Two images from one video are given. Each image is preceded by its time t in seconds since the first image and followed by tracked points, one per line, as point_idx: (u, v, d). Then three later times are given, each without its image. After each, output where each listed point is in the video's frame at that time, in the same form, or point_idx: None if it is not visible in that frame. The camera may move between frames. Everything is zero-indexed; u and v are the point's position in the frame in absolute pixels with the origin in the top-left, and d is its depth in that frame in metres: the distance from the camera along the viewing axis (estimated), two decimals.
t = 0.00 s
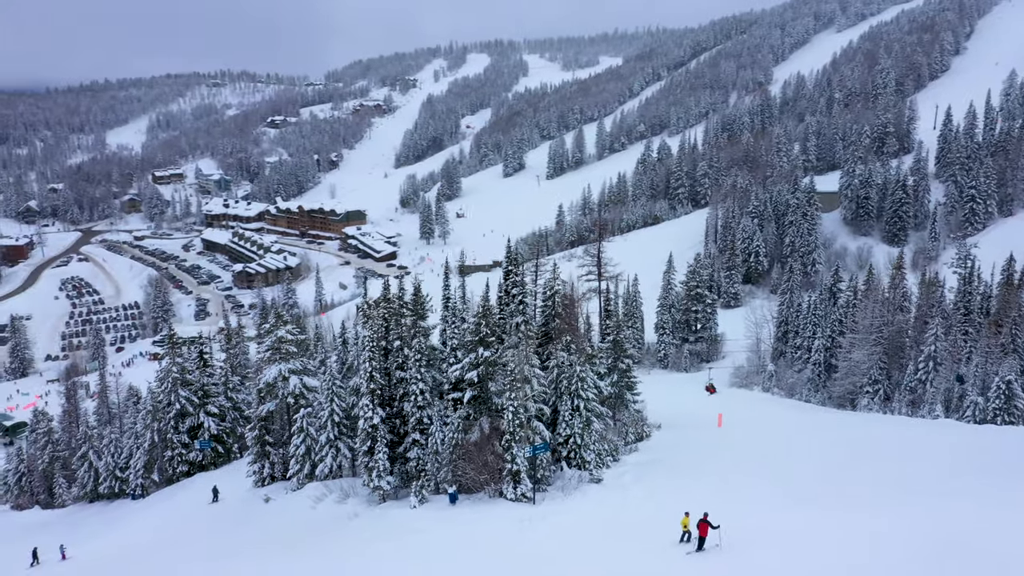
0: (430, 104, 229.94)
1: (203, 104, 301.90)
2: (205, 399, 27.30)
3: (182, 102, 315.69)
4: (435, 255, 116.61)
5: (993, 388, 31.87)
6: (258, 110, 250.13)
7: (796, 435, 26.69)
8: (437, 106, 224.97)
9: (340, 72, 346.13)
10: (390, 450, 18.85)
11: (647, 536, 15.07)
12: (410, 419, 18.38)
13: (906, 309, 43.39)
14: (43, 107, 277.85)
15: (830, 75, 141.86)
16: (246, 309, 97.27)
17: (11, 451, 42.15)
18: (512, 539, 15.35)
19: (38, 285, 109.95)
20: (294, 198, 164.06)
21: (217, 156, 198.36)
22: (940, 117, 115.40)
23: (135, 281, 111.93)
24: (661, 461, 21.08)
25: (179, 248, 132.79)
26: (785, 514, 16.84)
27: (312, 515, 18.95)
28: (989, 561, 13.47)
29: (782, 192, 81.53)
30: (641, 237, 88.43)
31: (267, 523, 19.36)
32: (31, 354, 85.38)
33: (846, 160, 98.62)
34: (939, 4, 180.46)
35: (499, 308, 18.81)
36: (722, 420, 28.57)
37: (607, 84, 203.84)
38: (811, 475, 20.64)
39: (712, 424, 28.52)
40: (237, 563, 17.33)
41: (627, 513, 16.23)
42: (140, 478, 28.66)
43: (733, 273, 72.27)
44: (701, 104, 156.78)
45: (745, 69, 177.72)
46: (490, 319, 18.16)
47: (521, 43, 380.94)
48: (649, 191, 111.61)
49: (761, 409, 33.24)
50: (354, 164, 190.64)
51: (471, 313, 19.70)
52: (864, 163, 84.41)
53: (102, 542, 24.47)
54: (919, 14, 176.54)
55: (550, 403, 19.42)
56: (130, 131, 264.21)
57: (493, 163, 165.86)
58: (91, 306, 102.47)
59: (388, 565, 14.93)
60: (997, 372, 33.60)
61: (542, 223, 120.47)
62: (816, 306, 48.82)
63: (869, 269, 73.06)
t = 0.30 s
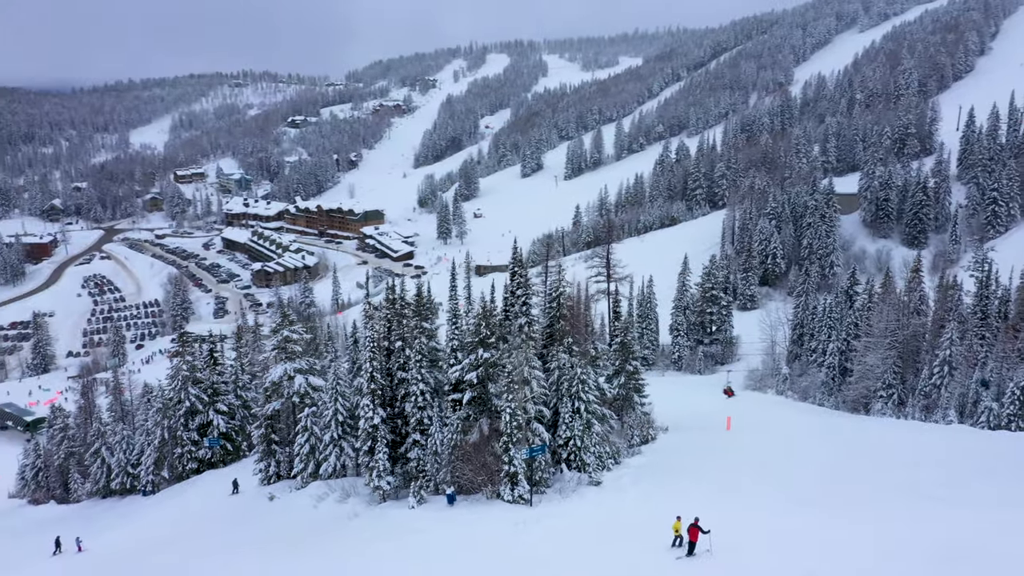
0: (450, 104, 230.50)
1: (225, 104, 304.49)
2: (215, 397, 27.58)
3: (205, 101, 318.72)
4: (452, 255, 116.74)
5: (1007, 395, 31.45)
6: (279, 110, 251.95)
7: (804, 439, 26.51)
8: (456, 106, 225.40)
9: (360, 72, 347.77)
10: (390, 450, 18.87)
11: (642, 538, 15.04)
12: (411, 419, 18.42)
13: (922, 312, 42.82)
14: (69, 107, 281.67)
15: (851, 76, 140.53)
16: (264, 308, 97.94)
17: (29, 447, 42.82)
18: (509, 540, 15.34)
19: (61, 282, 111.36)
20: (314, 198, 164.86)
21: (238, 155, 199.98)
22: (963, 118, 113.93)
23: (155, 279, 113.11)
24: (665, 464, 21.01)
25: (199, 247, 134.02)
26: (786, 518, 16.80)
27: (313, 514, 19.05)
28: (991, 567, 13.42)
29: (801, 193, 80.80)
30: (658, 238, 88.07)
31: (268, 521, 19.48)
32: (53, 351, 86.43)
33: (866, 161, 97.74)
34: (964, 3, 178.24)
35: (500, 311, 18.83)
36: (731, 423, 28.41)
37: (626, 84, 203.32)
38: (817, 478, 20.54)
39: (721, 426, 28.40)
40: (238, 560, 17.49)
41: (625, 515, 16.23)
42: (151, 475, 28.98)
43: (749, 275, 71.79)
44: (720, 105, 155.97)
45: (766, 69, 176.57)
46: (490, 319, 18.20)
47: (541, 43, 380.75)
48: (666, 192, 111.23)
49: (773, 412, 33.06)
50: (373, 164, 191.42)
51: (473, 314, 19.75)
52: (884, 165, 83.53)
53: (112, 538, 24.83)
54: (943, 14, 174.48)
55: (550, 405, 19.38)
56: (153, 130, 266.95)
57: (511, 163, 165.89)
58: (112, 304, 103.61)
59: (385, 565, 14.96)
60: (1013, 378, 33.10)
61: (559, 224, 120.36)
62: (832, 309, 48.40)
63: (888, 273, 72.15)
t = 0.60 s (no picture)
0: (469, 104, 230.99)
1: (247, 104, 307.02)
2: (224, 395, 27.87)
3: (227, 101, 321.74)
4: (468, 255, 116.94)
5: None
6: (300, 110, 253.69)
7: (812, 442, 26.43)
8: (475, 106, 225.89)
9: (381, 72, 349.47)
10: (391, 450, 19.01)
11: (637, 539, 15.08)
12: (411, 419, 18.58)
13: (938, 316, 42.34)
14: (94, 106, 285.33)
15: (873, 77, 139.25)
16: (281, 306, 98.61)
17: (46, 442, 43.48)
18: (507, 541, 15.37)
19: (83, 280, 112.79)
20: (333, 197, 165.83)
21: (259, 155, 201.59)
22: (986, 119, 112.47)
23: (176, 277, 114.29)
24: (668, 467, 21.05)
25: (219, 246, 135.22)
26: (786, 520, 16.79)
27: (315, 513, 19.20)
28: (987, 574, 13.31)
29: (819, 195, 80.04)
30: (675, 239, 87.74)
31: (272, 519, 19.66)
32: (75, 347, 87.57)
33: (885, 162, 96.82)
34: (990, 3, 175.81)
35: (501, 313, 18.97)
36: (740, 426, 28.36)
37: (645, 85, 202.74)
38: (821, 481, 20.51)
39: (730, 429, 28.37)
40: (239, 557, 17.62)
41: (623, 516, 16.29)
42: (162, 472, 29.28)
43: (766, 277, 71.28)
44: (740, 106, 155.07)
45: (787, 70, 175.41)
46: (491, 321, 18.31)
47: (561, 43, 380.62)
48: (683, 193, 110.88)
49: (784, 415, 32.97)
50: (392, 164, 192.22)
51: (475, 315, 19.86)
52: (904, 166, 82.62)
53: (123, 533, 25.13)
54: (968, 13, 172.25)
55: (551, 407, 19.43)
56: (176, 130, 269.80)
57: (529, 164, 165.94)
58: (132, 301, 104.75)
59: (382, 564, 15.04)
60: None
61: (575, 224, 120.22)
62: (848, 312, 47.96)
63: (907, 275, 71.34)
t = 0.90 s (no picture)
0: (488, 104, 231.25)
1: (269, 104, 309.29)
2: (234, 394, 28.16)
3: (249, 101, 324.44)
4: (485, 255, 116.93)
5: None
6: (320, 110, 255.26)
7: (821, 446, 26.20)
8: (494, 106, 226.14)
9: (401, 72, 350.78)
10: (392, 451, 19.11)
11: (632, 542, 15.03)
12: (413, 419, 18.71)
13: (955, 319, 41.85)
14: (119, 106, 288.89)
15: (896, 77, 137.78)
16: (299, 304, 99.18)
17: (64, 438, 44.01)
18: (503, 542, 15.39)
19: (105, 278, 114.09)
20: (352, 197, 166.56)
21: (279, 154, 202.98)
22: (1011, 120, 110.89)
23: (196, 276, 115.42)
24: (671, 469, 21.05)
25: (239, 245, 136.27)
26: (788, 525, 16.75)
27: (317, 512, 19.30)
28: None
29: (838, 196, 79.22)
30: (692, 240, 87.22)
31: (275, 518, 19.81)
32: (96, 344, 88.53)
33: (906, 163, 95.89)
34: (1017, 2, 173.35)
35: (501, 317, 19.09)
36: (750, 429, 28.18)
37: (665, 85, 201.94)
38: (823, 485, 20.46)
39: (739, 431, 28.21)
40: (242, 555, 17.75)
41: (622, 517, 16.29)
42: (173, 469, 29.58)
43: (783, 279, 70.66)
44: (760, 106, 153.85)
45: (808, 70, 173.98)
46: (491, 323, 18.40)
47: (581, 43, 380.13)
48: (701, 194, 110.31)
49: (795, 418, 32.72)
50: (411, 164, 192.84)
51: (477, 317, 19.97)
52: (925, 168, 81.64)
53: (133, 529, 25.50)
54: (994, 12, 169.89)
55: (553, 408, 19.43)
56: (199, 130, 272.36)
57: (548, 164, 165.77)
58: (153, 300, 105.83)
59: (378, 564, 15.11)
60: None
61: (592, 225, 119.99)
62: (863, 315, 47.56)
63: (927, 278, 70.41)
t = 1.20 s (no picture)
0: (508, 104, 231.54)
1: (290, 104, 311.52)
2: (244, 392, 28.41)
3: (270, 101, 327.17)
4: (503, 255, 116.95)
5: None
6: (341, 110, 256.72)
7: (832, 450, 25.93)
8: (514, 106, 226.29)
9: (421, 73, 352.00)
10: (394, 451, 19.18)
11: (627, 544, 15.03)
12: (414, 419, 18.81)
13: (972, 323, 41.31)
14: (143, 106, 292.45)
15: (919, 77, 136.32)
16: (317, 304, 99.81)
17: (82, 434, 44.59)
18: (500, 543, 15.38)
19: (127, 276, 115.50)
20: (371, 197, 167.37)
21: (300, 154, 204.36)
22: None
23: (216, 274, 116.44)
24: (674, 472, 21.05)
25: (258, 244, 137.41)
26: (791, 529, 16.76)
27: (320, 511, 19.41)
28: None
29: (857, 197, 78.41)
30: (709, 241, 86.86)
31: (278, 517, 19.93)
32: (116, 342, 89.67)
33: (927, 164, 94.96)
34: None
35: (502, 319, 19.18)
36: (758, 433, 28.06)
37: (685, 85, 201.16)
38: (830, 490, 20.39)
39: (747, 435, 28.11)
40: (245, 554, 17.91)
41: (621, 519, 16.29)
42: (185, 466, 29.76)
43: (801, 281, 70.05)
44: (781, 107, 152.72)
45: (830, 70, 172.60)
46: (491, 324, 18.47)
47: (601, 43, 379.47)
48: (719, 195, 109.78)
49: (806, 421, 32.47)
50: (430, 164, 193.45)
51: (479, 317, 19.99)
52: (947, 169, 80.66)
53: (143, 524, 25.83)
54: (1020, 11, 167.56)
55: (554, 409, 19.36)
56: (221, 130, 274.92)
57: (567, 165, 165.61)
58: (174, 298, 107.01)
59: (375, 564, 15.17)
60: None
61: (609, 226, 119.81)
62: (879, 317, 47.11)
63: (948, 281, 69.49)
